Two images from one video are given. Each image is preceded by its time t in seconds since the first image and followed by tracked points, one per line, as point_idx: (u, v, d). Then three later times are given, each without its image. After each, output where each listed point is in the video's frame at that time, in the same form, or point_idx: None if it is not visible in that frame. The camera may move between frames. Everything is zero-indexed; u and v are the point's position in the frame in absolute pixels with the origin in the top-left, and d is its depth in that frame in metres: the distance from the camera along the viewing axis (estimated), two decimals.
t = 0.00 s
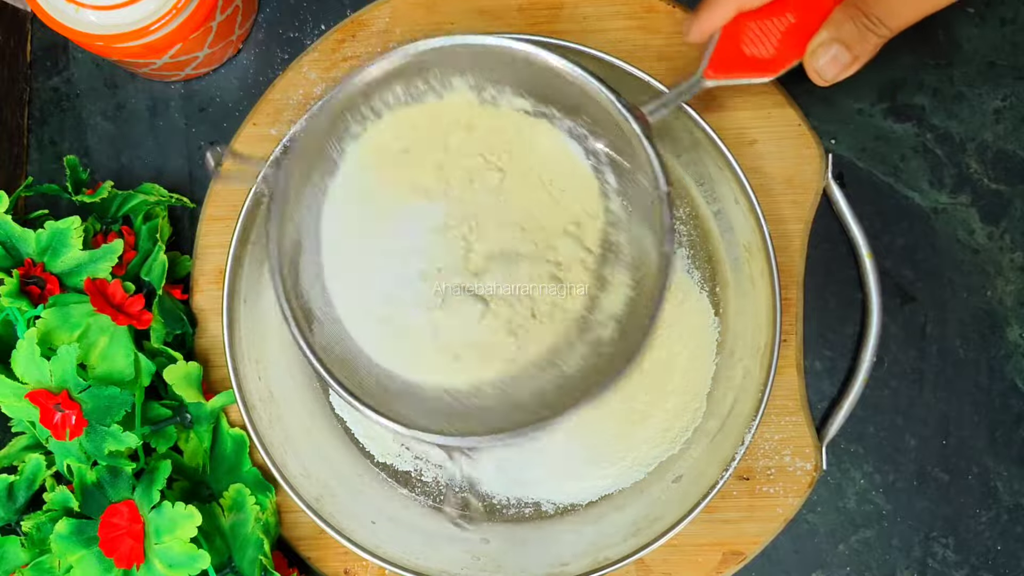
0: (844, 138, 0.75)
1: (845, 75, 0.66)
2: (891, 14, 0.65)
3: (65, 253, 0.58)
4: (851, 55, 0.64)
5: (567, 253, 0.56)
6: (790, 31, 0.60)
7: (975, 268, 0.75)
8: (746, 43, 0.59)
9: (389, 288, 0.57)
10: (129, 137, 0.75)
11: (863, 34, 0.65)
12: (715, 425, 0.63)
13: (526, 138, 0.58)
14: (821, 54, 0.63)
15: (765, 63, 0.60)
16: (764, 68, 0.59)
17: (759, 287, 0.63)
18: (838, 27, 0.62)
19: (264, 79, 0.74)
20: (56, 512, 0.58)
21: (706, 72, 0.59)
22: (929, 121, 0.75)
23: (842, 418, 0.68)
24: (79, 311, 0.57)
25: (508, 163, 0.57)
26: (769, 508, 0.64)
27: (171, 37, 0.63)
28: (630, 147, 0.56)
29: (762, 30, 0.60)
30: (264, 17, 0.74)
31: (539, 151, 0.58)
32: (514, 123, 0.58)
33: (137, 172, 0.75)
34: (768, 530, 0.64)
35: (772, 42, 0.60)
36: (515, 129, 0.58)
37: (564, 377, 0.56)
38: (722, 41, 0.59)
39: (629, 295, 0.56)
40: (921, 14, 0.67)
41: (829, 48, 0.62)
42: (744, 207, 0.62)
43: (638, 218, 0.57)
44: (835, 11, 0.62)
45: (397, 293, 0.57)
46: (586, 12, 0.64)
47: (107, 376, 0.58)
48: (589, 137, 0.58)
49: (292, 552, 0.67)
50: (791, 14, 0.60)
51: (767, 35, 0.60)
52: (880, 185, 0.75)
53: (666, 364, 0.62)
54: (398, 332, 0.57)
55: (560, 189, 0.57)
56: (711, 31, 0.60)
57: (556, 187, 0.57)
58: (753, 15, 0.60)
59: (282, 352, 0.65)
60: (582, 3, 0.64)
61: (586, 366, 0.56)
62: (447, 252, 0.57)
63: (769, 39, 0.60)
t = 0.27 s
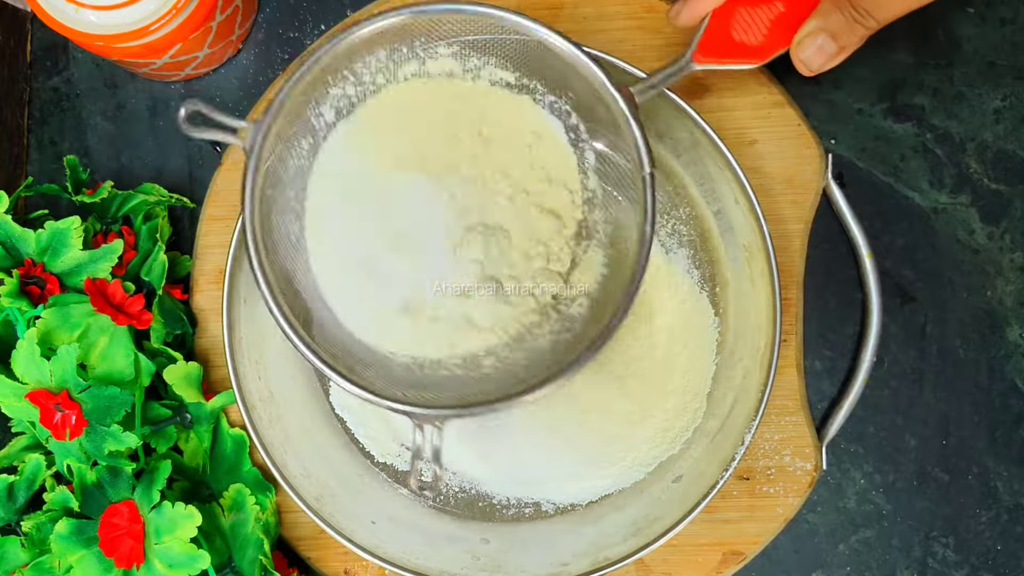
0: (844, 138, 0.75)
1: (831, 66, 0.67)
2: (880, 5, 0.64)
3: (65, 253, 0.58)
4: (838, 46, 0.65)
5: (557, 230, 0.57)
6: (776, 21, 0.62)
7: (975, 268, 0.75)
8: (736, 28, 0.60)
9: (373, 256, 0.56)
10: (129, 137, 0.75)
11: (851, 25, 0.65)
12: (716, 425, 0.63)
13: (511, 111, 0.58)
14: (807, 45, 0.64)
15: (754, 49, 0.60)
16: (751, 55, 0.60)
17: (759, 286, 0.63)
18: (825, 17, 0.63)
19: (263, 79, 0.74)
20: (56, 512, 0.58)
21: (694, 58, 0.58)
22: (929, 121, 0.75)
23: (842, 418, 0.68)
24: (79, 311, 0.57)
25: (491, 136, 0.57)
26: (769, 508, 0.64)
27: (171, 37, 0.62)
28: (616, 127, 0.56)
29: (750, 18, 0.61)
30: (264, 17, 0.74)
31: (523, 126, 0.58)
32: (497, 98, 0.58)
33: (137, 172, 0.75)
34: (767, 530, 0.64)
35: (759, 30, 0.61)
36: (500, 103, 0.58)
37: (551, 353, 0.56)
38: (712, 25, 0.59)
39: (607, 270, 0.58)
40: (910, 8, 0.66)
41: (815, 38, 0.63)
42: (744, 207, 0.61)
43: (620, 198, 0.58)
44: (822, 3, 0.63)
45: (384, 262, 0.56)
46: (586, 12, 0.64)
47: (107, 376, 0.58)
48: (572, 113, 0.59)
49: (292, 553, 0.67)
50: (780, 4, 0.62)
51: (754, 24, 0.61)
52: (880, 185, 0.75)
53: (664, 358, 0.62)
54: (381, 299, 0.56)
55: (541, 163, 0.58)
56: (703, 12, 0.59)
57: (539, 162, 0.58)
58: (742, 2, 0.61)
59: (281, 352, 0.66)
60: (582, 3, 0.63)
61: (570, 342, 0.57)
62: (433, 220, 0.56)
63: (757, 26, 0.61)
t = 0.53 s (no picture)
0: (844, 138, 0.75)
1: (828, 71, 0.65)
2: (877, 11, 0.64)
3: (65, 253, 0.58)
4: (834, 51, 0.64)
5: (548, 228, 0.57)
6: (773, 24, 0.61)
7: (975, 268, 0.75)
8: (733, 30, 0.60)
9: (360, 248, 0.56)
10: (129, 137, 0.75)
11: (847, 30, 0.64)
12: (716, 425, 0.63)
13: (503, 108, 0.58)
14: (803, 49, 0.63)
15: (748, 51, 0.60)
16: (748, 57, 0.60)
17: (759, 287, 0.63)
18: (822, 21, 0.62)
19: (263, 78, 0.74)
20: (56, 512, 0.58)
21: (692, 58, 0.58)
22: (929, 121, 0.75)
23: (842, 418, 0.68)
24: (79, 311, 0.57)
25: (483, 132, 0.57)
26: (769, 508, 0.64)
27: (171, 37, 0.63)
28: (610, 125, 0.56)
29: (748, 20, 0.61)
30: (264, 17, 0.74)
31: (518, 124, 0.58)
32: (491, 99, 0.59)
33: (137, 172, 0.75)
34: (767, 530, 0.64)
35: (755, 34, 0.61)
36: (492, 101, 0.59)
37: (541, 352, 0.56)
38: (710, 26, 0.59)
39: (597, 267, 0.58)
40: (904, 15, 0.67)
41: (812, 44, 0.62)
42: (744, 207, 0.61)
43: (614, 194, 0.58)
44: (819, 8, 0.63)
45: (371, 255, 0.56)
46: (586, 12, 0.64)
47: (107, 376, 0.58)
48: (565, 111, 0.59)
49: (292, 553, 0.67)
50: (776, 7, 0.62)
51: (752, 26, 0.61)
52: (880, 185, 0.75)
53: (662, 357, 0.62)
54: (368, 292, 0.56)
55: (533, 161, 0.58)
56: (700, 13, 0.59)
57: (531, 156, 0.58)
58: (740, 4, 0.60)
59: (281, 352, 0.66)
60: (582, 3, 0.63)
61: (560, 341, 0.56)
62: (421, 214, 0.56)
63: (753, 29, 0.61)
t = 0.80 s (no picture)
0: (844, 138, 0.75)
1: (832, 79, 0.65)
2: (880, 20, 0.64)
3: (65, 253, 0.58)
4: (837, 59, 0.63)
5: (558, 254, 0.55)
6: (778, 34, 0.61)
7: (975, 268, 0.75)
8: (736, 42, 0.60)
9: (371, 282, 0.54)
10: (129, 137, 0.75)
11: (849, 37, 0.64)
12: (715, 425, 0.63)
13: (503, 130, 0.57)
14: (807, 58, 0.62)
15: (753, 62, 0.60)
16: (752, 68, 0.60)
17: (759, 287, 0.63)
18: (824, 31, 0.62)
19: (263, 79, 0.74)
20: (56, 512, 0.58)
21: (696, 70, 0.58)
22: (929, 121, 0.75)
23: (842, 418, 0.68)
24: (79, 311, 0.57)
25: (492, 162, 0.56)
26: (769, 508, 0.64)
27: (171, 37, 0.62)
28: (609, 123, 0.55)
29: (752, 31, 0.60)
30: (264, 17, 0.74)
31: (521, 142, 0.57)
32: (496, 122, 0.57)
33: (137, 172, 0.75)
34: (767, 530, 0.64)
35: (759, 44, 0.60)
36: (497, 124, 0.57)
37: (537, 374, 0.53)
38: (714, 38, 0.59)
39: (601, 283, 0.54)
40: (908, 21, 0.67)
41: (818, 53, 0.62)
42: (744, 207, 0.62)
43: (620, 208, 0.55)
44: (823, 15, 0.62)
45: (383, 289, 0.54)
46: (586, 12, 0.64)
47: (107, 376, 0.58)
48: (571, 129, 0.58)
49: (293, 552, 0.67)
50: (779, 17, 0.61)
51: (756, 36, 0.60)
52: (880, 185, 0.75)
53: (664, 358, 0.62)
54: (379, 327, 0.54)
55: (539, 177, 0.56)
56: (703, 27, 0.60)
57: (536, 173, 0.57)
58: (745, 15, 0.60)
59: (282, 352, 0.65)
60: (582, 3, 0.63)
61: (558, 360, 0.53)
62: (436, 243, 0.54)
63: (757, 40, 0.61)
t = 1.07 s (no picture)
0: (844, 139, 0.75)
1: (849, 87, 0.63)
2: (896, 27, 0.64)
3: (66, 253, 0.58)
4: (855, 67, 0.62)
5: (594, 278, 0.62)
6: (797, 44, 0.59)
7: (975, 268, 0.75)
8: (755, 58, 0.59)
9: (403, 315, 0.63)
10: (129, 137, 0.75)
11: (865, 46, 0.62)
12: (715, 425, 0.63)
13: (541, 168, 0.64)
14: (825, 67, 0.60)
15: (774, 76, 0.59)
16: (772, 82, 0.59)
17: (759, 287, 0.63)
18: (841, 39, 0.60)
19: (264, 79, 0.74)
20: (56, 512, 0.58)
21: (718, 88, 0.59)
22: (929, 121, 0.75)
23: (842, 418, 0.68)
24: (79, 311, 0.57)
25: (513, 202, 0.63)
26: (769, 508, 0.64)
27: (171, 37, 0.62)
28: (649, 166, 0.60)
29: (771, 45, 0.60)
30: (264, 17, 0.74)
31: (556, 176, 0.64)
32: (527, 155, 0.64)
33: (137, 172, 0.75)
34: (767, 530, 0.64)
35: (779, 56, 0.60)
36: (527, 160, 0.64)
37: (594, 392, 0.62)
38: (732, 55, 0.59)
39: (645, 313, 0.62)
40: (923, 25, 0.66)
41: (835, 63, 0.60)
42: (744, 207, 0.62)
43: (655, 241, 0.63)
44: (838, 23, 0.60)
45: (414, 327, 0.63)
46: (586, 12, 0.64)
47: (107, 376, 0.58)
48: (596, 155, 0.64)
49: (292, 552, 0.67)
50: (796, 28, 0.59)
51: (775, 50, 0.60)
52: (880, 185, 0.75)
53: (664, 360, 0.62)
54: (412, 356, 0.63)
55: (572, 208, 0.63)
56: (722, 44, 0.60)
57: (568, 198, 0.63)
58: (762, 29, 0.59)
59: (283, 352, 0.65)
60: (582, 3, 0.63)
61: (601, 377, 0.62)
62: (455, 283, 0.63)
63: (777, 53, 0.60)
